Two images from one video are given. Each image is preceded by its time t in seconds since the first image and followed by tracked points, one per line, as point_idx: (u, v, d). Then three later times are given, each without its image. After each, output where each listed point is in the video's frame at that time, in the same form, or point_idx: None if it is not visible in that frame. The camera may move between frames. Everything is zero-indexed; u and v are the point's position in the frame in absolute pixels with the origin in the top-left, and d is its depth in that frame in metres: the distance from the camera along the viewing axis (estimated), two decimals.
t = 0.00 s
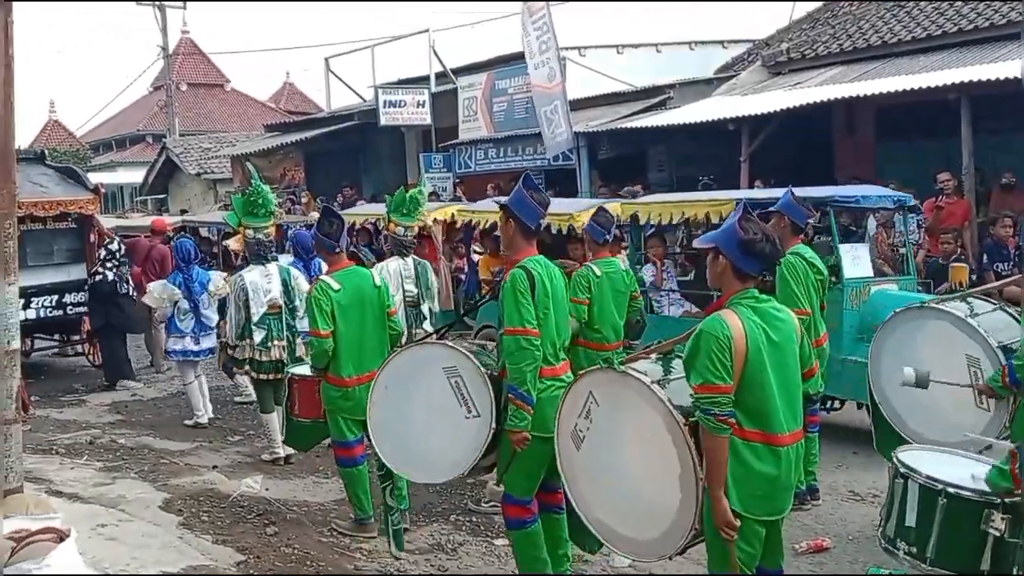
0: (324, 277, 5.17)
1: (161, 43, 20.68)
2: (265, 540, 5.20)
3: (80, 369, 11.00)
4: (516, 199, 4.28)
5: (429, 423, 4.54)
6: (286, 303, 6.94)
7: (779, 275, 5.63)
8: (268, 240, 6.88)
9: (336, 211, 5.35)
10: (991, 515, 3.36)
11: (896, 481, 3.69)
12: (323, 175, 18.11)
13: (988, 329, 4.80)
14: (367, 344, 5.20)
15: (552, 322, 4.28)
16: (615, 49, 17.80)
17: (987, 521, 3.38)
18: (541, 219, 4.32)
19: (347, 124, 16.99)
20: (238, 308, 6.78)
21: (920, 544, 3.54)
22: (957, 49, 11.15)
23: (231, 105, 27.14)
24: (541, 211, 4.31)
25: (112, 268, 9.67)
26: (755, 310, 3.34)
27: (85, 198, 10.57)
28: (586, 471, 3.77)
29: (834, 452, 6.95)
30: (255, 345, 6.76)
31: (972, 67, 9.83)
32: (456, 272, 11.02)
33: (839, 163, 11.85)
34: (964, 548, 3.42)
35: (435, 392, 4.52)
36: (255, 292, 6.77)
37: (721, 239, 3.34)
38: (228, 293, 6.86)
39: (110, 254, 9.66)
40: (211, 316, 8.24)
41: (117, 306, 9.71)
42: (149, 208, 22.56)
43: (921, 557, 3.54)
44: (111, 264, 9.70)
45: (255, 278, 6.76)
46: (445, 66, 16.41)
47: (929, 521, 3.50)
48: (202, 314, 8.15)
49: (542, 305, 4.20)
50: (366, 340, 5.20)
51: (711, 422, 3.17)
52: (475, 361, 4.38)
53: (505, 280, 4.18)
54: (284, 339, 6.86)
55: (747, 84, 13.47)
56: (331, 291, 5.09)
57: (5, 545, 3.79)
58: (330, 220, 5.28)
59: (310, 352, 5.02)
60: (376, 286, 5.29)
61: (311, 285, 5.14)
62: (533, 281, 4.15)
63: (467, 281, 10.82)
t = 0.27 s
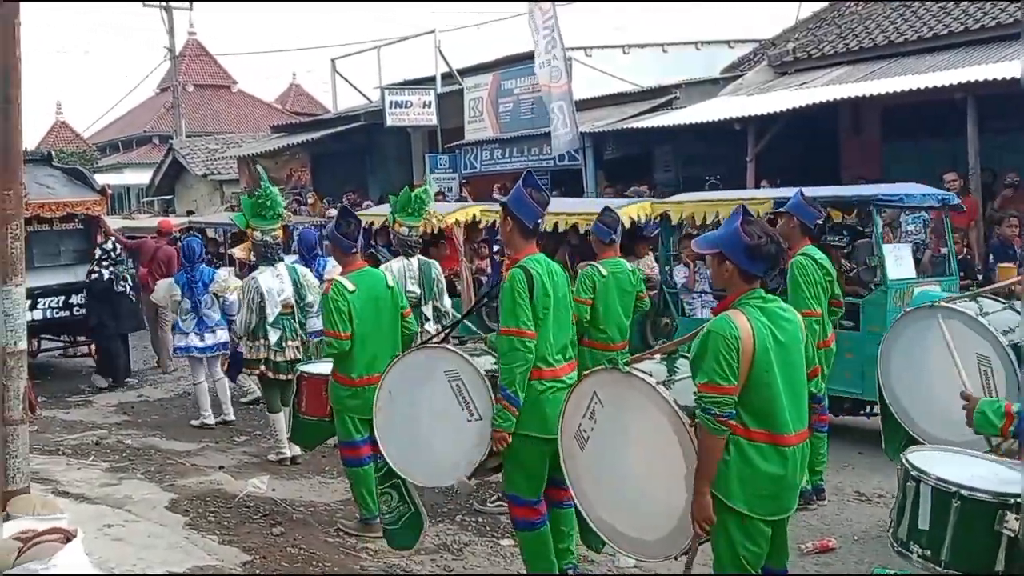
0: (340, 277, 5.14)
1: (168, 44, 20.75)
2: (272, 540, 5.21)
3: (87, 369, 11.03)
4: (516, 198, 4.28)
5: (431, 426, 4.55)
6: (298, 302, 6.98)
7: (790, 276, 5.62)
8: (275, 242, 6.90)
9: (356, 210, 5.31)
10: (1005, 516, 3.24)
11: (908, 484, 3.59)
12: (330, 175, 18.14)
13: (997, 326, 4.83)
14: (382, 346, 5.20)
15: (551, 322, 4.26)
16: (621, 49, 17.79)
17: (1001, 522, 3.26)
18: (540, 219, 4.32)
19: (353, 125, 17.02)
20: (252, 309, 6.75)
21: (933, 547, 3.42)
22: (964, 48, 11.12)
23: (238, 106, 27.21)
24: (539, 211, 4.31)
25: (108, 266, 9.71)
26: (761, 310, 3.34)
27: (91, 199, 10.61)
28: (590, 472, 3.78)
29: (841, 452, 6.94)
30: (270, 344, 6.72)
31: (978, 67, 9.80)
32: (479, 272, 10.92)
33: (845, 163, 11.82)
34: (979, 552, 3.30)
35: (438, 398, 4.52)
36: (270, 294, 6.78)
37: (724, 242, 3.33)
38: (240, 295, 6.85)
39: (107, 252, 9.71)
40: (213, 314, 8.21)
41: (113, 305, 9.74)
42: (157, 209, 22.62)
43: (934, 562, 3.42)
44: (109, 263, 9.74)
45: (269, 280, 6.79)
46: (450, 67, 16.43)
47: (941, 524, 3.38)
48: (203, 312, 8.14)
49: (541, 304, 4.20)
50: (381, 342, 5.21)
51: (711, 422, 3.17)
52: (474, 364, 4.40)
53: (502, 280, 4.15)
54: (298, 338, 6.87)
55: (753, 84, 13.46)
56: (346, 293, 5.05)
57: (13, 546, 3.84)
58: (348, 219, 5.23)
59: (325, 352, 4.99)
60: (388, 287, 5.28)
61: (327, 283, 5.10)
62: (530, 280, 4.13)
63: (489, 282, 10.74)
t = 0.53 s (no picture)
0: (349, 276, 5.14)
1: (174, 46, 20.80)
2: (277, 540, 5.23)
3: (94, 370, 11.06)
4: (511, 206, 4.29)
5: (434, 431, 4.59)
6: (309, 302, 6.98)
7: (795, 280, 5.61)
8: (284, 244, 6.95)
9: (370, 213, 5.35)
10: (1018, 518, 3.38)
11: (920, 486, 3.71)
12: (336, 176, 18.17)
13: (1007, 328, 4.84)
14: (392, 345, 5.22)
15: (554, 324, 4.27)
16: (626, 49, 17.79)
17: (1014, 523, 3.40)
18: (536, 227, 4.33)
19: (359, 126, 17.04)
20: (262, 309, 6.76)
21: (949, 549, 3.56)
22: (969, 48, 11.12)
23: (244, 107, 27.25)
24: (536, 219, 4.32)
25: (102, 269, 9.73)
26: (767, 310, 3.34)
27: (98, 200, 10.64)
28: (593, 473, 3.78)
29: (845, 452, 6.94)
30: (285, 344, 6.80)
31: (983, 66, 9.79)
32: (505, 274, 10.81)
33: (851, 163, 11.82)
34: (993, 552, 3.45)
35: (445, 407, 4.56)
36: (281, 294, 6.79)
37: (730, 245, 3.34)
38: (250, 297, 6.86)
39: (98, 255, 9.71)
40: (228, 316, 8.18)
41: (105, 307, 9.77)
42: (164, 210, 22.66)
43: (950, 562, 3.57)
44: (101, 265, 9.76)
45: (278, 281, 6.79)
46: (456, 68, 16.45)
47: (956, 527, 3.51)
48: (219, 315, 8.12)
49: (541, 307, 4.22)
50: (391, 341, 5.22)
51: (708, 422, 3.17)
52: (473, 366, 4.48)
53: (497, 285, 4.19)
54: (313, 337, 6.95)
55: (758, 84, 13.46)
56: (356, 291, 5.06)
57: (19, 546, 3.89)
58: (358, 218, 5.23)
59: (336, 349, 4.98)
60: (397, 287, 5.29)
61: (337, 282, 5.10)
62: (525, 283, 4.16)
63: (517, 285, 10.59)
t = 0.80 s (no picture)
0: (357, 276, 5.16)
1: (180, 47, 20.86)
2: (282, 540, 5.26)
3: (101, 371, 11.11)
4: (516, 198, 4.30)
5: (441, 428, 4.55)
6: (309, 303, 6.98)
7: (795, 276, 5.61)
8: (288, 242, 7.01)
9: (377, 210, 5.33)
10: None
11: (936, 491, 3.72)
12: (341, 177, 18.21)
13: (1008, 328, 4.86)
14: (399, 345, 5.21)
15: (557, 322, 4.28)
16: (631, 49, 17.80)
17: None
18: (541, 219, 4.35)
19: (364, 127, 17.08)
20: (258, 307, 6.80)
21: (966, 553, 3.56)
22: (974, 48, 11.11)
23: (249, 108, 27.31)
24: (541, 211, 4.34)
25: (100, 270, 9.76)
26: (771, 310, 3.35)
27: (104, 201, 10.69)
28: (596, 473, 3.79)
29: (848, 452, 6.95)
30: (278, 344, 6.75)
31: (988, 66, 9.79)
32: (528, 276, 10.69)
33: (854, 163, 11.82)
34: (1011, 555, 3.45)
35: (451, 404, 4.51)
36: (278, 293, 6.81)
37: (735, 243, 3.35)
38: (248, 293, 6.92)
39: (93, 256, 9.75)
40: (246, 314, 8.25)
41: (102, 308, 9.80)
42: (170, 211, 22.73)
43: (967, 566, 3.56)
44: (99, 266, 9.81)
45: (277, 279, 6.82)
46: (461, 68, 16.48)
47: (974, 530, 3.52)
48: (238, 314, 8.14)
49: (544, 304, 4.24)
50: (397, 341, 5.21)
51: (708, 414, 3.17)
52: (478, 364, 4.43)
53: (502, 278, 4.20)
54: (309, 339, 6.84)
55: (763, 84, 13.46)
56: (364, 291, 5.08)
57: (25, 547, 3.91)
58: (366, 216, 5.23)
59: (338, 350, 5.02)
60: (404, 288, 5.29)
61: (344, 281, 5.12)
62: (530, 278, 4.18)
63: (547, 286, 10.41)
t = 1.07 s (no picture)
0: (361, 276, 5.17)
1: (185, 47, 20.90)
2: (287, 539, 5.27)
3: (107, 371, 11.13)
4: (515, 200, 4.32)
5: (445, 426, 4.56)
6: (307, 310, 6.95)
7: (800, 277, 5.63)
8: (292, 245, 7.06)
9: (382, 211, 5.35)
10: None
11: (950, 494, 3.73)
12: (346, 177, 18.23)
13: (1004, 329, 4.87)
14: (403, 345, 5.23)
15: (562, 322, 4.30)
16: (636, 49, 17.80)
17: None
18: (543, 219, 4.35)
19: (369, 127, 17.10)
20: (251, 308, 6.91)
21: (981, 555, 3.58)
22: (978, 48, 11.10)
23: (255, 108, 27.35)
24: (542, 210, 4.34)
25: (101, 271, 9.77)
26: (775, 310, 3.35)
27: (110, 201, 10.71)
28: (601, 472, 3.79)
29: (852, 452, 6.95)
30: (269, 346, 6.82)
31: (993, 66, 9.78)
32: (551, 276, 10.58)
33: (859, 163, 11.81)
34: None
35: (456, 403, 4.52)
36: (273, 296, 6.92)
37: (738, 243, 3.35)
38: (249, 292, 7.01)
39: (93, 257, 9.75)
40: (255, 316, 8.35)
41: (103, 309, 9.80)
42: (175, 211, 22.76)
43: (983, 568, 3.59)
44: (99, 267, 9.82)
45: (274, 280, 6.93)
46: (465, 68, 16.49)
47: (988, 533, 3.54)
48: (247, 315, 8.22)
49: (545, 303, 4.24)
50: (401, 342, 5.23)
51: (717, 410, 3.16)
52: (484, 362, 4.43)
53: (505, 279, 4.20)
54: (299, 344, 6.84)
55: (767, 84, 13.46)
56: (369, 293, 5.09)
57: (31, 547, 3.93)
58: (370, 217, 5.23)
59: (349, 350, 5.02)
60: (407, 289, 5.32)
61: (349, 282, 5.13)
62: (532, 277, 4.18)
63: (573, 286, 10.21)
